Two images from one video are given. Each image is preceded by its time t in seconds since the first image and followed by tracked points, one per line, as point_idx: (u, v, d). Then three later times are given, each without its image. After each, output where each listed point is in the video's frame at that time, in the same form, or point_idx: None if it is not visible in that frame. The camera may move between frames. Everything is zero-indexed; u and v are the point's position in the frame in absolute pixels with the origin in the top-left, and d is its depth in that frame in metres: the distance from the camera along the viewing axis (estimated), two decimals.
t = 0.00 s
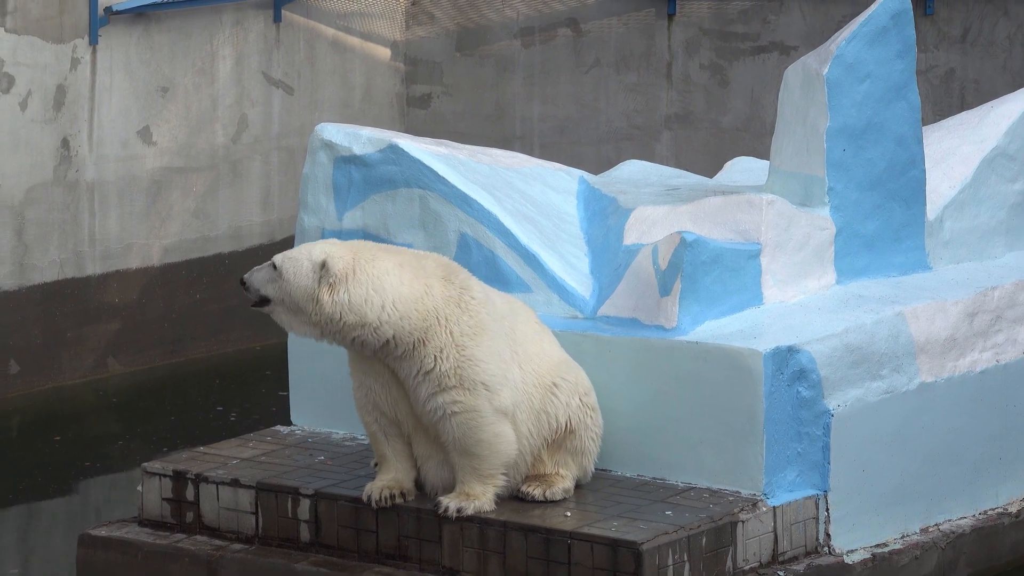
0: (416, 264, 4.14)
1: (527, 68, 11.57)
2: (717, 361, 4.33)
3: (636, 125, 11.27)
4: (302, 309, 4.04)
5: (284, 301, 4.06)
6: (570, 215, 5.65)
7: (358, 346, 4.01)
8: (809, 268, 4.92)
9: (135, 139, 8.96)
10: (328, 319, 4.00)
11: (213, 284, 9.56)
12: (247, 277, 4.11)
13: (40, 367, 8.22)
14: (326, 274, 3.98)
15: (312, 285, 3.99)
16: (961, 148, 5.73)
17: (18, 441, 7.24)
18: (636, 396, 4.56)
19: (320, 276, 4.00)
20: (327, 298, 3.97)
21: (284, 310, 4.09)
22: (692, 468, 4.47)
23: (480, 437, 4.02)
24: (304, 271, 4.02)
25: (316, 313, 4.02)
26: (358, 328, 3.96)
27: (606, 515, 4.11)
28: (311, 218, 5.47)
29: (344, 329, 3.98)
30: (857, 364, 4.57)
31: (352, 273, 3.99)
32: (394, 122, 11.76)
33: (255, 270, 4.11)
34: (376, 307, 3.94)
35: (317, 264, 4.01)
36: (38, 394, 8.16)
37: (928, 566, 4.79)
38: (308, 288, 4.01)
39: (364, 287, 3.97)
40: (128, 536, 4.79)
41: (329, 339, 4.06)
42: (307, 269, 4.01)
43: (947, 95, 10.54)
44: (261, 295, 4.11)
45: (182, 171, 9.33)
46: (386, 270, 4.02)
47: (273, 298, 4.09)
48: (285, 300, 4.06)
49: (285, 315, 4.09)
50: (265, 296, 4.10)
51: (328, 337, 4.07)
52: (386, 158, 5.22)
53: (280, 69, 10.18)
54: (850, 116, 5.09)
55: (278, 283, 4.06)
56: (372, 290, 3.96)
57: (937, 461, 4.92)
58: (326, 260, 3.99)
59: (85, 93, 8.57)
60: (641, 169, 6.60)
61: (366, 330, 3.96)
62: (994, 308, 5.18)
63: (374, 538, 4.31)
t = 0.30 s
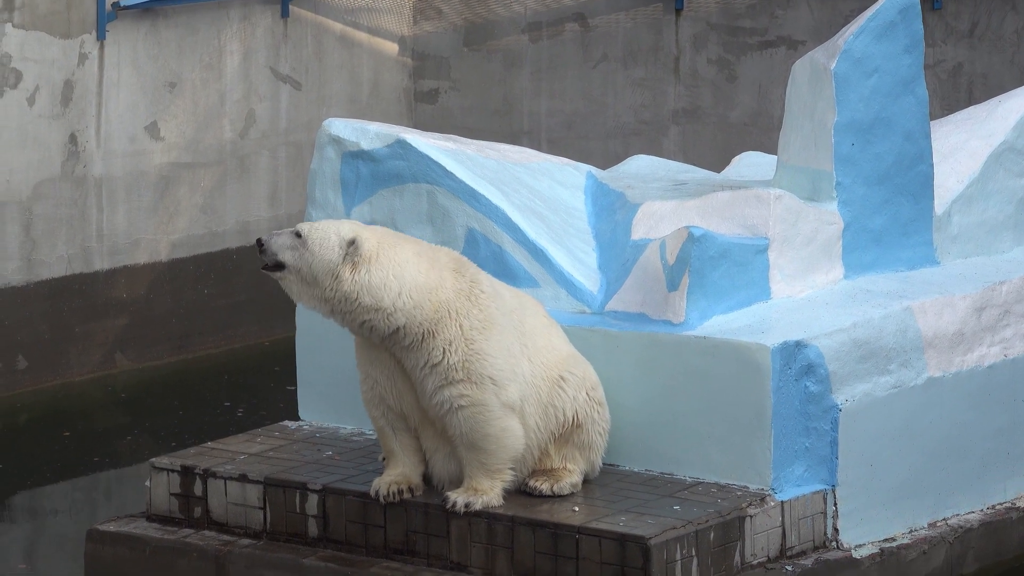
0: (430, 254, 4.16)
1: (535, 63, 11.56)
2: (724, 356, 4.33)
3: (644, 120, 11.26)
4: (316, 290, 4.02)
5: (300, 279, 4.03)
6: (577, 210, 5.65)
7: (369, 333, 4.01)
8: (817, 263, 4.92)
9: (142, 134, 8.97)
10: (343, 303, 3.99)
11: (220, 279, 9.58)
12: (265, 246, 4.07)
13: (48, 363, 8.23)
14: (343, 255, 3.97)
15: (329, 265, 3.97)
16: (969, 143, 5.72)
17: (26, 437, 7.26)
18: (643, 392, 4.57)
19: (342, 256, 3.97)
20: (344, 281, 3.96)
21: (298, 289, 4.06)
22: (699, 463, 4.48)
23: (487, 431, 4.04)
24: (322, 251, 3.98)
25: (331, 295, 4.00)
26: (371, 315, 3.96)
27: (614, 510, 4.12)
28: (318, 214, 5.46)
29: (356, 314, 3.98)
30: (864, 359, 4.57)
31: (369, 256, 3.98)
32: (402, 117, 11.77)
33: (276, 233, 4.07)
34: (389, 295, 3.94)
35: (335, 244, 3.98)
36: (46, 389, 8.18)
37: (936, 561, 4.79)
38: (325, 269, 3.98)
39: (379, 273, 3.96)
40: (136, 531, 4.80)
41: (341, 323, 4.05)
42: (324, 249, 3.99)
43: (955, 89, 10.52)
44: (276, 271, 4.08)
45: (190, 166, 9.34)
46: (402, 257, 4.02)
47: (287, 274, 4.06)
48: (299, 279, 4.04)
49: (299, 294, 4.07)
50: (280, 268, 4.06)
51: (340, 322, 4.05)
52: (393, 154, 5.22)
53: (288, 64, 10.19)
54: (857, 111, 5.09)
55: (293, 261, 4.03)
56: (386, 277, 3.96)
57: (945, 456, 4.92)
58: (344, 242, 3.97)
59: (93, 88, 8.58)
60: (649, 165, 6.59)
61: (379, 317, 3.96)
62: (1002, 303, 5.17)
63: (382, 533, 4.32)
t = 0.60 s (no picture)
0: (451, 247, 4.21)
1: (541, 60, 11.57)
2: (730, 353, 4.34)
3: (649, 117, 11.25)
4: (345, 275, 4.00)
5: (330, 261, 4.00)
6: (583, 208, 5.64)
7: (390, 322, 4.01)
8: (823, 260, 4.92)
9: (148, 131, 8.98)
10: (370, 289, 3.98)
11: (226, 277, 9.59)
12: (301, 228, 3.99)
13: (54, 360, 8.24)
14: (377, 241, 3.97)
15: (366, 248, 3.96)
16: (975, 140, 5.72)
17: (32, 435, 7.28)
18: (649, 390, 4.57)
19: (385, 238, 3.98)
20: (375, 266, 3.97)
21: (326, 272, 4.03)
22: (705, 460, 4.48)
23: (499, 427, 4.05)
24: (357, 234, 3.97)
25: (360, 280, 3.99)
26: (396, 303, 3.97)
27: (619, 508, 4.12)
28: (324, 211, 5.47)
29: (381, 301, 3.98)
30: (870, 356, 4.57)
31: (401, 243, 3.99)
32: (407, 115, 11.76)
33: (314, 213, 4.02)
34: (415, 284, 3.97)
35: (368, 228, 3.97)
36: (52, 387, 8.19)
37: (942, 558, 4.79)
38: (357, 252, 3.97)
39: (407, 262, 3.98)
40: (142, 528, 4.81)
41: (364, 312, 4.04)
42: (359, 232, 3.98)
43: (961, 86, 10.51)
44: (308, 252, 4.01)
45: (195, 163, 9.35)
46: (429, 249, 4.05)
47: (325, 254, 3.99)
48: (334, 261, 4.00)
49: (326, 277, 4.04)
50: (319, 248, 3.98)
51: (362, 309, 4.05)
52: (399, 151, 5.23)
53: (293, 62, 10.19)
54: (863, 108, 5.08)
55: (333, 244, 3.98)
56: (416, 265, 3.99)
57: (950, 453, 4.92)
58: (376, 227, 3.98)
59: (99, 86, 8.59)
60: (654, 162, 6.58)
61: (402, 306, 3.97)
62: (1008, 300, 5.17)
63: (388, 531, 4.33)
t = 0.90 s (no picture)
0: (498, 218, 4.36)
1: (544, 59, 11.58)
2: (733, 352, 4.34)
3: (652, 116, 11.25)
4: (406, 212, 4.12)
5: (397, 194, 4.11)
6: (586, 207, 5.64)
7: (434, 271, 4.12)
8: (826, 259, 4.92)
9: (151, 131, 8.99)
10: (428, 231, 4.11)
11: (229, 276, 9.59)
12: (381, 158, 4.10)
13: (57, 359, 8.25)
14: (450, 185, 4.13)
15: (439, 188, 4.11)
16: (978, 139, 5.71)
17: (35, 434, 7.29)
18: (651, 388, 4.57)
19: (456, 183, 4.13)
20: (441, 209, 4.11)
21: (387, 206, 4.14)
22: (708, 459, 4.48)
23: (505, 408, 4.08)
24: (431, 175, 4.10)
25: (420, 220, 4.11)
26: (446, 250, 4.11)
27: (623, 507, 4.12)
28: (328, 210, 5.48)
29: (437, 244, 4.11)
30: (874, 355, 4.57)
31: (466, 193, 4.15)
32: (410, 114, 11.76)
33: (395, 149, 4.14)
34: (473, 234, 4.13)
35: (441, 172, 4.11)
36: (55, 386, 8.20)
37: (945, 557, 4.79)
38: (425, 191, 4.10)
39: (469, 216, 4.14)
40: (145, 527, 4.82)
41: (412, 254, 4.15)
42: (436, 172, 4.11)
43: (964, 85, 10.51)
44: (382, 180, 4.11)
45: (198, 162, 9.35)
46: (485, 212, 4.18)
47: (399, 187, 4.10)
48: (405, 196, 4.11)
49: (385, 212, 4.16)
50: (395, 180, 4.09)
51: (409, 253, 4.16)
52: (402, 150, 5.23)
53: (297, 61, 10.20)
54: (867, 107, 5.08)
55: (410, 177, 4.09)
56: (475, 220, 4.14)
57: (953, 452, 4.92)
58: (450, 170, 4.13)
59: (102, 85, 8.60)
60: (657, 161, 6.58)
61: (450, 255, 4.11)
62: (1011, 299, 5.17)
63: (391, 530, 4.33)
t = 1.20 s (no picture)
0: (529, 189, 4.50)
1: (545, 61, 11.58)
2: (733, 353, 4.34)
3: (653, 118, 11.25)
4: (445, 164, 4.25)
5: (436, 147, 4.24)
6: (587, 209, 5.59)
7: (472, 218, 4.26)
8: (827, 260, 4.92)
9: (152, 133, 8.99)
10: (466, 180, 4.25)
11: (230, 277, 9.60)
12: (420, 110, 4.23)
13: (58, 361, 8.26)
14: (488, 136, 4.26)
15: (479, 142, 4.24)
16: (979, 140, 5.71)
17: (37, 436, 7.29)
18: (652, 390, 4.57)
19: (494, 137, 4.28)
20: (481, 161, 4.25)
21: (425, 159, 4.27)
22: (709, 461, 4.48)
23: (531, 352, 4.11)
24: (474, 128, 4.23)
25: (459, 171, 4.25)
26: (483, 199, 4.25)
27: (624, 508, 4.12)
28: (328, 212, 5.48)
29: (475, 195, 4.25)
30: (874, 356, 4.57)
31: (503, 152, 4.29)
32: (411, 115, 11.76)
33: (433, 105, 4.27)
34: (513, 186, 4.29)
35: (484, 128, 4.26)
36: (57, 388, 8.20)
37: (946, 558, 4.79)
38: (466, 143, 4.23)
39: (507, 172, 4.29)
40: (146, 529, 4.82)
41: (448, 202, 4.27)
42: (476, 126, 4.23)
43: (965, 86, 10.51)
44: (422, 134, 4.24)
45: (199, 164, 9.35)
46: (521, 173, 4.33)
47: (439, 142, 4.23)
48: (444, 150, 4.23)
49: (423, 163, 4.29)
50: (437, 135, 4.22)
51: (445, 202, 4.28)
52: (403, 152, 5.24)
53: (297, 62, 10.20)
54: (868, 109, 5.08)
55: (450, 133, 4.21)
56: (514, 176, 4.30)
57: (955, 453, 4.92)
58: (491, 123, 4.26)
59: (103, 87, 8.60)
60: (658, 163, 6.57)
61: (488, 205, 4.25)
62: (1012, 300, 5.16)
63: (392, 531, 4.33)
